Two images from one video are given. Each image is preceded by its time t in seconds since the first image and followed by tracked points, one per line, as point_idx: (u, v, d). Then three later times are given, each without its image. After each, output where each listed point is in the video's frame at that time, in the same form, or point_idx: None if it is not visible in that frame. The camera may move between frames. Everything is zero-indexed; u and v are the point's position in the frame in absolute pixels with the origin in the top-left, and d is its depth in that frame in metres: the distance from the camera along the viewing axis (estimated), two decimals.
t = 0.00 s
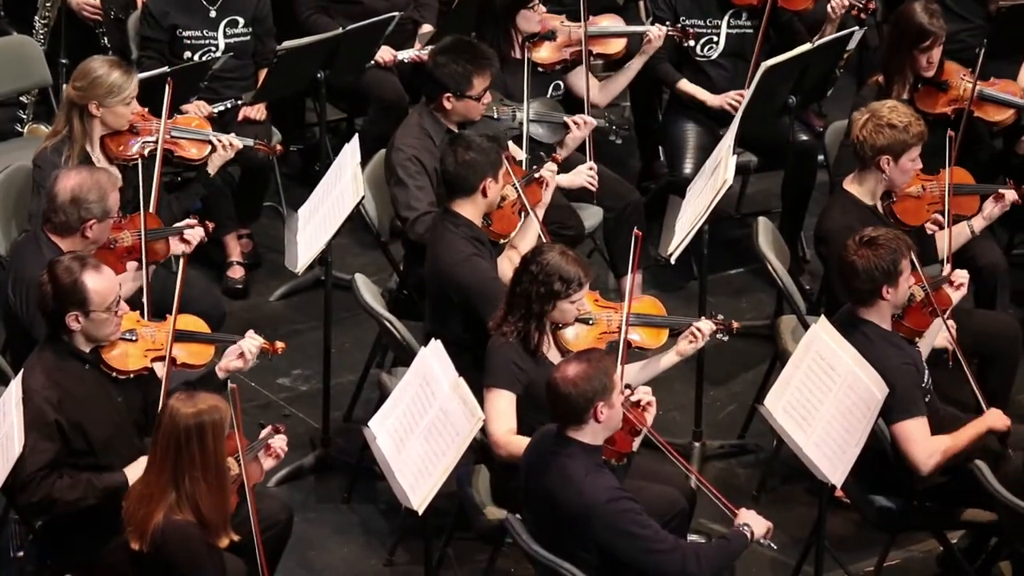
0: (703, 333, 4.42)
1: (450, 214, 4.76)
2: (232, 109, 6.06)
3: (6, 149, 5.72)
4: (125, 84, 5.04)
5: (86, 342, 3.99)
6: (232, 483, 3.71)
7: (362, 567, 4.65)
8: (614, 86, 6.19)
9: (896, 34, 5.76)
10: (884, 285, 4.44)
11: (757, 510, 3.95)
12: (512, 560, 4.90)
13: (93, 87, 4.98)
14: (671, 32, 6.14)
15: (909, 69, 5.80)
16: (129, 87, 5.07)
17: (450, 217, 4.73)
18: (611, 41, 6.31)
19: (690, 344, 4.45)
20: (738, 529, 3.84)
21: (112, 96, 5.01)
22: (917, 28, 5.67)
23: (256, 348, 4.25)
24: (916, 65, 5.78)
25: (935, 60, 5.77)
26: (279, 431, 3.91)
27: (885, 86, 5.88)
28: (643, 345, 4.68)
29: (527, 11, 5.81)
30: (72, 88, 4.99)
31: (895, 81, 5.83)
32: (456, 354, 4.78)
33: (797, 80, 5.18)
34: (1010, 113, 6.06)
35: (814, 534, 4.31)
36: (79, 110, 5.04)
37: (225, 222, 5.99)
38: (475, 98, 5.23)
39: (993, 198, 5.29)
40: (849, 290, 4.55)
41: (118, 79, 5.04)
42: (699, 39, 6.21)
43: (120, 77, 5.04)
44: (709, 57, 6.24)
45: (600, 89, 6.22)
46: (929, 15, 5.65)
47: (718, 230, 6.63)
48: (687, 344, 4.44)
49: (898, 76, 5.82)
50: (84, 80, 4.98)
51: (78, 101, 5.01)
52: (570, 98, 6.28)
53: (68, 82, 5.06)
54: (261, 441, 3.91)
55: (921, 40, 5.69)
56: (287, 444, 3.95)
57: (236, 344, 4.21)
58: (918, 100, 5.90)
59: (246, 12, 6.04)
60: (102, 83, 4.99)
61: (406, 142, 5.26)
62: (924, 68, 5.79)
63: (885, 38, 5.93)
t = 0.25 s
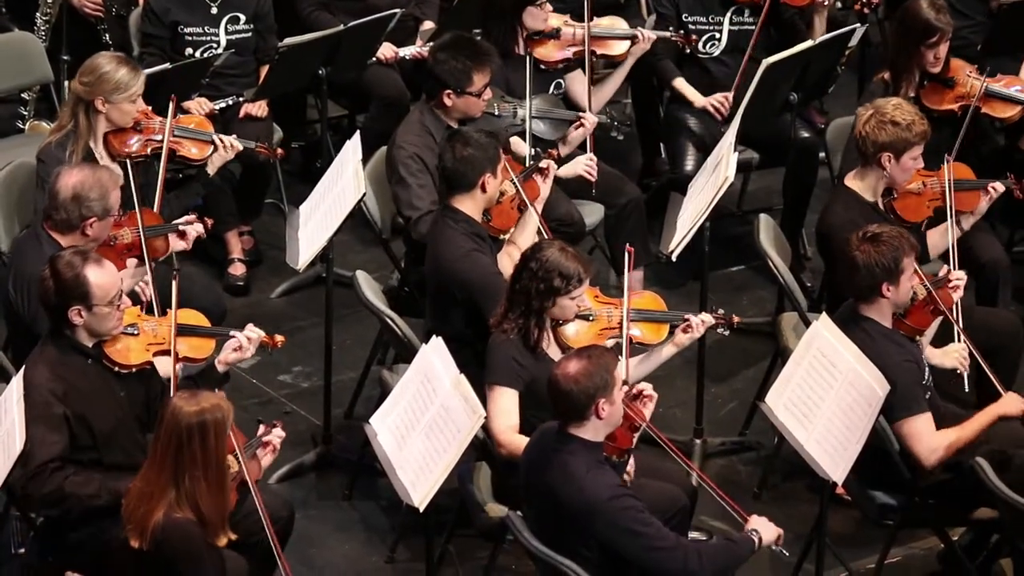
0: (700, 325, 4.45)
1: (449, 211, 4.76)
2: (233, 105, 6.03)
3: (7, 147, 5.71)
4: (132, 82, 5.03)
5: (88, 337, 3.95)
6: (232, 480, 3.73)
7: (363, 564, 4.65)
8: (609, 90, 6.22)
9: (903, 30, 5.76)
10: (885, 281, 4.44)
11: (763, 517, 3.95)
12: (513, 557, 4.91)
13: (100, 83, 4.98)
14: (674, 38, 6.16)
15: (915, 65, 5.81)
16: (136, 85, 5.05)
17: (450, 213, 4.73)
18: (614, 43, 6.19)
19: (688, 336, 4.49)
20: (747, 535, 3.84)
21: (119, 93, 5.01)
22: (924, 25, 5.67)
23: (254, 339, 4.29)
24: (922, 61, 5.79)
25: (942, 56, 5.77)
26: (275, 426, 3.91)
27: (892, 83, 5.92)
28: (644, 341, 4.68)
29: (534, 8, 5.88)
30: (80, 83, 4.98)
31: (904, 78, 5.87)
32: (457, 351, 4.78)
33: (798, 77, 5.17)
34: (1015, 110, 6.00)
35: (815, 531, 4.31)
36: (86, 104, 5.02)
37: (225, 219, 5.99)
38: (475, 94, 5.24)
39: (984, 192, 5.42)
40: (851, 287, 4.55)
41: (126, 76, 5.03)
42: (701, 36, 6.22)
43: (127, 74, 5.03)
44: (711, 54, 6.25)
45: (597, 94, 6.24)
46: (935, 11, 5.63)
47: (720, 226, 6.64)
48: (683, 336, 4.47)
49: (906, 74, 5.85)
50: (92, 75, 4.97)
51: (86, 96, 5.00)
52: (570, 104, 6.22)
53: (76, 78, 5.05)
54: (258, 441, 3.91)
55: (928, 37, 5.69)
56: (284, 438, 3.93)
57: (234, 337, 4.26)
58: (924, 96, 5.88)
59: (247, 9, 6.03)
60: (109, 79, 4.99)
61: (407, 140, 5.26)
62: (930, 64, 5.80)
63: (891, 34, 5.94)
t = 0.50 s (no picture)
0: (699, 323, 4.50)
1: (450, 210, 4.76)
2: (232, 105, 6.05)
3: (7, 146, 5.71)
4: (134, 83, 5.02)
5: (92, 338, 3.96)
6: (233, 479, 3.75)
7: (363, 563, 4.65)
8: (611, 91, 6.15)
9: (904, 31, 5.74)
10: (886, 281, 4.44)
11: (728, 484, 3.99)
12: (513, 557, 4.91)
13: (103, 84, 4.96)
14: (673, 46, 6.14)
15: (916, 67, 5.80)
16: (139, 87, 5.05)
17: (450, 213, 4.73)
18: (614, 47, 6.21)
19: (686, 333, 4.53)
20: (718, 503, 3.87)
21: (121, 94, 5.00)
22: (926, 27, 5.65)
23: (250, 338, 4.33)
24: (923, 62, 5.78)
25: (942, 58, 5.77)
26: (269, 424, 3.87)
27: (893, 84, 5.90)
28: (643, 341, 4.66)
29: (536, 8, 5.90)
30: (82, 84, 4.97)
31: (903, 80, 5.84)
32: (457, 350, 4.78)
33: (797, 77, 5.18)
34: (1016, 113, 5.97)
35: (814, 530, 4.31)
36: (88, 106, 5.03)
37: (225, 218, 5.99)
38: (474, 93, 5.25)
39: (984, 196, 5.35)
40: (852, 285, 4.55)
41: (128, 78, 5.03)
42: (700, 35, 6.23)
43: (130, 76, 5.02)
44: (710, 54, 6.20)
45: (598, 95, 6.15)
46: (937, 13, 5.62)
47: (719, 226, 6.64)
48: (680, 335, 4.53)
49: (906, 75, 5.83)
50: (95, 76, 4.97)
51: (88, 97, 4.99)
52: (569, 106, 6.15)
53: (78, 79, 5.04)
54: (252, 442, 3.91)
55: (930, 39, 5.68)
56: (278, 435, 3.91)
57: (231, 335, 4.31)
58: (925, 98, 5.90)
59: (247, 8, 6.04)
60: (112, 80, 4.98)
61: (407, 139, 5.26)
62: (931, 66, 5.79)
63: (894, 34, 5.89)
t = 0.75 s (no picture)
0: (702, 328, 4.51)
1: (451, 211, 4.76)
2: (232, 105, 6.02)
3: (7, 145, 5.71)
4: (134, 89, 5.03)
5: (94, 342, 3.97)
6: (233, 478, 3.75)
7: (362, 564, 4.65)
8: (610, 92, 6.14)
9: (901, 34, 5.73)
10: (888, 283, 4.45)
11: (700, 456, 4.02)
12: (512, 558, 4.91)
13: (102, 91, 4.97)
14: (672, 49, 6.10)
15: (913, 71, 5.79)
16: (137, 93, 5.06)
17: (450, 214, 4.73)
18: (613, 49, 6.22)
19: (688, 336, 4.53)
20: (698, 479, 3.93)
21: (119, 101, 5.01)
22: (924, 30, 5.63)
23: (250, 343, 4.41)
24: (919, 66, 5.77)
25: (938, 61, 5.77)
26: (272, 424, 3.91)
27: (890, 87, 5.86)
28: (643, 343, 4.67)
29: (537, 8, 5.91)
30: (81, 91, 4.98)
31: (899, 82, 5.82)
32: (456, 352, 4.78)
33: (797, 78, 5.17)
34: (1012, 116, 6.02)
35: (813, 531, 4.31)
36: (86, 112, 5.03)
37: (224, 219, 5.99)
38: (473, 93, 5.23)
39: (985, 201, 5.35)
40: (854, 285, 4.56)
41: (127, 84, 5.03)
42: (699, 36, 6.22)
43: (129, 82, 5.03)
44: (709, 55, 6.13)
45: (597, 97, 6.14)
46: (935, 16, 5.61)
47: (717, 227, 6.61)
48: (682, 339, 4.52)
49: (902, 77, 5.81)
50: (94, 83, 4.97)
51: (87, 104, 5.01)
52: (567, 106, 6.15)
53: (77, 85, 5.05)
54: (255, 436, 3.94)
55: (927, 43, 5.66)
56: (281, 435, 3.96)
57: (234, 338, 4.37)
58: (921, 101, 5.89)
59: (246, 9, 6.04)
60: (111, 87, 4.98)
61: (407, 139, 5.25)
62: (927, 69, 5.79)
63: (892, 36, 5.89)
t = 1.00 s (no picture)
0: (704, 332, 4.45)
1: (451, 213, 4.77)
2: (231, 107, 6.04)
3: (6, 148, 5.71)
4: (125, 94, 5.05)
5: (93, 346, 3.98)
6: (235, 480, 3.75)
7: (361, 566, 4.65)
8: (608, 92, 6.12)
9: (896, 36, 5.75)
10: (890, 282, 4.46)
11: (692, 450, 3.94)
12: (512, 560, 4.90)
13: (93, 98, 5.00)
14: (671, 52, 6.07)
15: (908, 73, 5.80)
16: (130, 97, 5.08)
17: (450, 215, 4.74)
18: (611, 52, 6.22)
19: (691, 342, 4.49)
20: (691, 474, 3.83)
21: (110, 107, 5.02)
22: (918, 31, 5.66)
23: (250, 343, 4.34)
24: (914, 68, 5.78)
25: (933, 62, 5.77)
26: (273, 427, 3.92)
27: (883, 89, 5.85)
28: (643, 345, 4.69)
29: (532, 12, 5.95)
30: (72, 99, 5.01)
31: (895, 84, 5.82)
32: (456, 354, 4.78)
33: (797, 80, 5.17)
34: (1007, 116, 6.03)
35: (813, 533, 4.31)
36: (78, 119, 5.08)
37: (224, 222, 5.98)
38: (473, 94, 5.24)
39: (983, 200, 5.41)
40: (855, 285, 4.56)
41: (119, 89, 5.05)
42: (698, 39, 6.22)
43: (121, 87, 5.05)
44: (708, 57, 6.14)
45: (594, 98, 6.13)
46: (929, 18, 5.64)
47: (717, 228, 6.63)
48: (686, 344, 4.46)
49: (897, 80, 5.81)
50: (85, 90, 5.00)
51: (79, 111, 5.04)
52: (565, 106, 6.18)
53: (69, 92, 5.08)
54: (257, 440, 3.92)
55: (921, 44, 5.68)
56: (282, 440, 3.94)
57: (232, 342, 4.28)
58: (916, 102, 5.91)
59: (245, 11, 6.04)
60: (102, 93, 5.00)
61: (407, 139, 5.26)
62: (922, 70, 5.79)
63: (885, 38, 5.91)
